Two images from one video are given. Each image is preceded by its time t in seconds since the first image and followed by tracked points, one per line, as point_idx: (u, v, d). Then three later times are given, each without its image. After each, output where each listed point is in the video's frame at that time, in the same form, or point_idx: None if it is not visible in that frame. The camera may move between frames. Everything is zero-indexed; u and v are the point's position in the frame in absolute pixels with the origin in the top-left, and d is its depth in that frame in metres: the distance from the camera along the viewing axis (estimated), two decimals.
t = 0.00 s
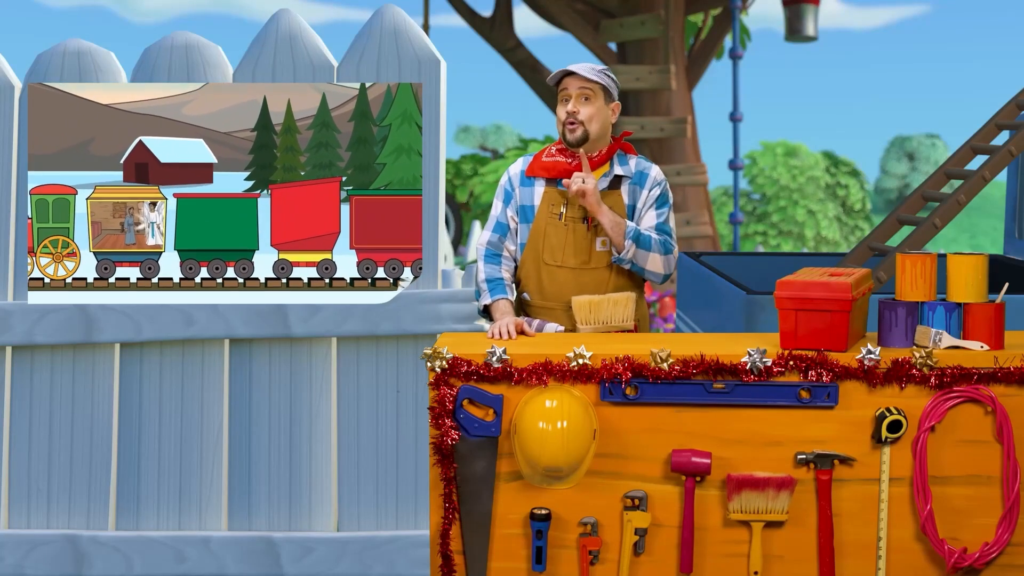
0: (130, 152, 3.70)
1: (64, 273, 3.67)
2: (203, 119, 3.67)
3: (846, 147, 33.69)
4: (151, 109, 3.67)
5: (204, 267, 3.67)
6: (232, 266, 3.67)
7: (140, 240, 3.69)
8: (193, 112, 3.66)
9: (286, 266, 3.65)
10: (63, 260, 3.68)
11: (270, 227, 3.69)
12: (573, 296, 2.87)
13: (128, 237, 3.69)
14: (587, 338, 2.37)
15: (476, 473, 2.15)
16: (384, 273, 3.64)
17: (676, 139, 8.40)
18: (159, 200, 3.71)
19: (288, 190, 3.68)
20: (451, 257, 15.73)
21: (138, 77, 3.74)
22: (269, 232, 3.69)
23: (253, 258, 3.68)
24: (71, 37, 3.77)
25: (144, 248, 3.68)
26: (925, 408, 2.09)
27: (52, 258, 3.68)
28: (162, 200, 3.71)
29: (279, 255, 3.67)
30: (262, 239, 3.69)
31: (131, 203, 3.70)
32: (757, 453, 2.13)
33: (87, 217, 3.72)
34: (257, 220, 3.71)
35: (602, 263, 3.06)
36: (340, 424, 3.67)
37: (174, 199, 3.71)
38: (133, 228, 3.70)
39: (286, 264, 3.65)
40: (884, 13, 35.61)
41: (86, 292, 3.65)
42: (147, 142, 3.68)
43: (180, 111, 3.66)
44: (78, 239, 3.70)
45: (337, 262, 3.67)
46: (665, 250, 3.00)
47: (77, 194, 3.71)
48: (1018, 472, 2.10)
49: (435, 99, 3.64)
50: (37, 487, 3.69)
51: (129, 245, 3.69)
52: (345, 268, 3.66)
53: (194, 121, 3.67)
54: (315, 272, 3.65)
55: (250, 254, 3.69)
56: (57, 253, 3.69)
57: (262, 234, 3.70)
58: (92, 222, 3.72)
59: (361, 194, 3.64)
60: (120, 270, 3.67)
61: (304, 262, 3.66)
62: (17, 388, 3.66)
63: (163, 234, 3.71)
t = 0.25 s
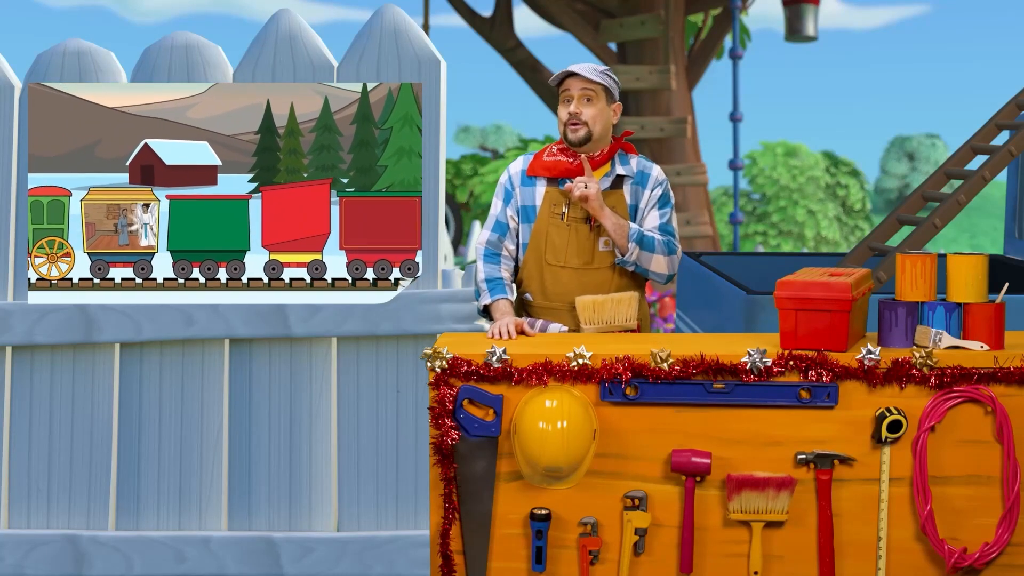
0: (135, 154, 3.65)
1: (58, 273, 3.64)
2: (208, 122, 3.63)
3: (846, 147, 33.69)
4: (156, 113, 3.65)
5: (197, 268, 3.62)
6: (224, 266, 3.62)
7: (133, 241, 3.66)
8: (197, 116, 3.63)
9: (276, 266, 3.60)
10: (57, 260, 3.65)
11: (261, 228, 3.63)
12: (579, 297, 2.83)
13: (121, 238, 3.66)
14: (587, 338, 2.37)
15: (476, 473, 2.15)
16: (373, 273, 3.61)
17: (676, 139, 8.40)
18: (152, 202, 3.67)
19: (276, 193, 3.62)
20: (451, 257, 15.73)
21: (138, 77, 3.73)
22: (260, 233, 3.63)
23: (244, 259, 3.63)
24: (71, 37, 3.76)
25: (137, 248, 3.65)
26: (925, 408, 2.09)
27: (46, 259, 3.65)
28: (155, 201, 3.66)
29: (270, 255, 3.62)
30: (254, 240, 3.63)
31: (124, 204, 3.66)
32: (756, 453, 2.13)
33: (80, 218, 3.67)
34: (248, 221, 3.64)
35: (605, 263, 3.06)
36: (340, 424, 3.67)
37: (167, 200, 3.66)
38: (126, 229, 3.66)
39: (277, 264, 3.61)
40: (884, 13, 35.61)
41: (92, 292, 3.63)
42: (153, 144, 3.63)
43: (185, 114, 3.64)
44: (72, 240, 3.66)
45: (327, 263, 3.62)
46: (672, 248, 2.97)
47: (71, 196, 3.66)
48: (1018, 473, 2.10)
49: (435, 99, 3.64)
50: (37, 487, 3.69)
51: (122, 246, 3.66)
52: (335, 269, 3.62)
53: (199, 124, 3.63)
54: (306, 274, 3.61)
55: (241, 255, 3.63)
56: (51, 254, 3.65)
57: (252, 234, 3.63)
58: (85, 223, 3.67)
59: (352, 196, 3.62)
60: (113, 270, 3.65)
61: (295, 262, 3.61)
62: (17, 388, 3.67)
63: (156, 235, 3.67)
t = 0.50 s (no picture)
0: (141, 157, 3.68)
1: (52, 273, 3.67)
2: (212, 125, 3.66)
3: (846, 147, 33.69)
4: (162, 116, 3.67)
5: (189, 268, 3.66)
6: (215, 267, 3.66)
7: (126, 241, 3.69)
8: (203, 118, 3.67)
9: (267, 266, 3.64)
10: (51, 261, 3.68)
11: (253, 229, 3.67)
12: (579, 297, 2.78)
13: (115, 239, 3.69)
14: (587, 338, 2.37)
15: (476, 473, 2.15)
16: (363, 273, 3.64)
17: (676, 139, 8.40)
18: (145, 203, 3.69)
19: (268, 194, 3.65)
20: (451, 257, 15.72)
21: (138, 77, 3.73)
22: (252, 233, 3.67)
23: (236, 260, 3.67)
24: (71, 37, 3.77)
25: (130, 249, 3.68)
26: (925, 408, 2.09)
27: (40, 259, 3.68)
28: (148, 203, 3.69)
29: (261, 256, 3.66)
30: (246, 241, 3.67)
31: (117, 205, 3.69)
32: (756, 453, 2.13)
33: (75, 219, 3.72)
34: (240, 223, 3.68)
35: (605, 262, 3.05)
36: (341, 423, 3.67)
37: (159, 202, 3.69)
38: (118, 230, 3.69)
39: (269, 264, 3.65)
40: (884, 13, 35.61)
41: (99, 293, 3.66)
42: (158, 147, 3.67)
43: (189, 117, 3.66)
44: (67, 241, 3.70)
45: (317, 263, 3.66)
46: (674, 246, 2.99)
47: (66, 197, 3.71)
48: (1018, 473, 2.10)
49: (434, 99, 3.64)
50: (37, 487, 3.69)
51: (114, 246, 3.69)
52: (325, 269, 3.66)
53: (204, 127, 3.66)
54: (296, 274, 3.64)
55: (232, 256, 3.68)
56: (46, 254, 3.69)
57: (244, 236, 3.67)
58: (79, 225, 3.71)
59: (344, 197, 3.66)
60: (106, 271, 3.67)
61: (286, 262, 3.65)
62: (17, 388, 3.66)
63: (148, 236, 3.70)
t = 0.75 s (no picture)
0: (147, 158, 3.68)
1: (44, 274, 3.68)
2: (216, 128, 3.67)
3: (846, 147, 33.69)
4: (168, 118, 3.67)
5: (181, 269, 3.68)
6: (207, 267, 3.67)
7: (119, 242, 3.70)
8: (207, 121, 3.67)
9: (258, 266, 3.66)
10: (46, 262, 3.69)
11: (242, 229, 3.68)
12: (579, 296, 2.77)
13: (108, 240, 3.70)
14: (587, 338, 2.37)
15: (476, 473, 2.15)
16: (351, 274, 3.64)
17: (676, 139, 8.40)
18: (137, 205, 3.70)
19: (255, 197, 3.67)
20: (451, 258, 15.72)
21: (138, 76, 3.73)
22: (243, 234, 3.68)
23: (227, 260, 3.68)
24: (71, 37, 3.77)
25: (123, 250, 3.70)
26: (925, 408, 2.09)
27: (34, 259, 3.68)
28: (140, 204, 3.70)
29: (252, 256, 3.67)
30: (235, 241, 3.68)
31: (111, 207, 3.70)
32: (756, 453, 2.13)
33: (69, 221, 3.71)
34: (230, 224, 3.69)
35: (606, 261, 3.05)
36: (341, 423, 3.67)
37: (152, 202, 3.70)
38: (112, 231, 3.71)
39: (258, 264, 3.66)
40: (884, 13, 35.61)
41: (106, 292, 3.68)
42: (164, 150, 3.65)
43: (194, 120, 3.66)
44: (60, 241, 3.70)
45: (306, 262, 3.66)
46: (680, 251, 3.02)
47: (60, 199, 3.70)
48: (1018, 473, 2.10)
49: (434, 99, 3.64)
50: (37, 486, 3.69)
51: (108, 247, 3.70)
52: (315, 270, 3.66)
53: (208, 130, 3.67)
54: (286, 275, 3.64)
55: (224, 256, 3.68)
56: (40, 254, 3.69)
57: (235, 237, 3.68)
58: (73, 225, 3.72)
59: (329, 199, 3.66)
60: (100, 271, 3.69)
61: (276, 263, 3.66)
62: (17, 388, 3.66)
63: (141, 237, 3.71)
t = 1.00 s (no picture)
0: (153, 161, 3.70)
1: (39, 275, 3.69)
2: (221, 131, 3.67)
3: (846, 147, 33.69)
4: (173, 122, 3.68)
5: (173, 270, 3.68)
6: (198, 267, 3.67)
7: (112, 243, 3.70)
8: (212, 124, 3.67)
9: (249, 267, 3.66)
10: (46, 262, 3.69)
11: (234, 230, 3.69)
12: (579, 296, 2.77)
13: (101, 241, 3.70)
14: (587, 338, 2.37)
15: (476, 473, 2.15)
16: (350, 274, 3.66)
17: (676, 139, 8.40)
18: (130, 206, 3.72)
19: (248, 197, 3.68)
20: (451, 258, 15.72)
21: (139, 76, 3.74)
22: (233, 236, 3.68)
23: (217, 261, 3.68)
24: (71, 37, 3.77)
25: (116, 251, 3.70)
26: (925, 408, 2.09)
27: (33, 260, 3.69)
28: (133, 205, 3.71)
29: (243, 257, 3.67)
30: (227, 241, 3.69)
31: (103, 208, 3.71)
32: (756, 453, 2.13)
33: (63, 222, 3.73)
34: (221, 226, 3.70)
35: (607, 261, 3.05)
36: (341, 423, 3.67)
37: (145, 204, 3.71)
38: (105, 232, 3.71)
39: (249, 265, 3.66)
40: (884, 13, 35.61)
41: (113, 292, 3.69)
42: (169, 152, 3.68)
43: (198, 123, 3.67)
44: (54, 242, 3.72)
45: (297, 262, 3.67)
46: (682, 251, 3.02)
47: (53, 201, 3.72)
48: (1018, 473, 2.10)
49: (435, 99, 3.65)
50: (37, 486, 3.69)
51: (101, 248, 3.70)
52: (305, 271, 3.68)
53: (213, 133, 3.67)
54: (276, 275, 3.65)
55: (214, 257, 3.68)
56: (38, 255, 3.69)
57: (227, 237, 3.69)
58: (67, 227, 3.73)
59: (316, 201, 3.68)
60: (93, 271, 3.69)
61: (265, 266, 3.66)
62: (17, 388, 3.66)
63: (134, 238, 3.72)
